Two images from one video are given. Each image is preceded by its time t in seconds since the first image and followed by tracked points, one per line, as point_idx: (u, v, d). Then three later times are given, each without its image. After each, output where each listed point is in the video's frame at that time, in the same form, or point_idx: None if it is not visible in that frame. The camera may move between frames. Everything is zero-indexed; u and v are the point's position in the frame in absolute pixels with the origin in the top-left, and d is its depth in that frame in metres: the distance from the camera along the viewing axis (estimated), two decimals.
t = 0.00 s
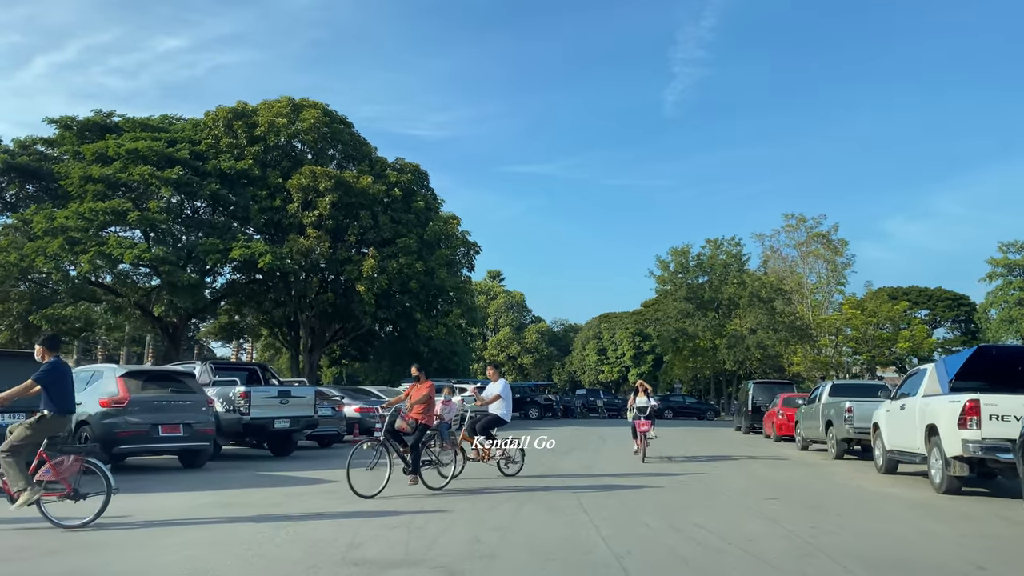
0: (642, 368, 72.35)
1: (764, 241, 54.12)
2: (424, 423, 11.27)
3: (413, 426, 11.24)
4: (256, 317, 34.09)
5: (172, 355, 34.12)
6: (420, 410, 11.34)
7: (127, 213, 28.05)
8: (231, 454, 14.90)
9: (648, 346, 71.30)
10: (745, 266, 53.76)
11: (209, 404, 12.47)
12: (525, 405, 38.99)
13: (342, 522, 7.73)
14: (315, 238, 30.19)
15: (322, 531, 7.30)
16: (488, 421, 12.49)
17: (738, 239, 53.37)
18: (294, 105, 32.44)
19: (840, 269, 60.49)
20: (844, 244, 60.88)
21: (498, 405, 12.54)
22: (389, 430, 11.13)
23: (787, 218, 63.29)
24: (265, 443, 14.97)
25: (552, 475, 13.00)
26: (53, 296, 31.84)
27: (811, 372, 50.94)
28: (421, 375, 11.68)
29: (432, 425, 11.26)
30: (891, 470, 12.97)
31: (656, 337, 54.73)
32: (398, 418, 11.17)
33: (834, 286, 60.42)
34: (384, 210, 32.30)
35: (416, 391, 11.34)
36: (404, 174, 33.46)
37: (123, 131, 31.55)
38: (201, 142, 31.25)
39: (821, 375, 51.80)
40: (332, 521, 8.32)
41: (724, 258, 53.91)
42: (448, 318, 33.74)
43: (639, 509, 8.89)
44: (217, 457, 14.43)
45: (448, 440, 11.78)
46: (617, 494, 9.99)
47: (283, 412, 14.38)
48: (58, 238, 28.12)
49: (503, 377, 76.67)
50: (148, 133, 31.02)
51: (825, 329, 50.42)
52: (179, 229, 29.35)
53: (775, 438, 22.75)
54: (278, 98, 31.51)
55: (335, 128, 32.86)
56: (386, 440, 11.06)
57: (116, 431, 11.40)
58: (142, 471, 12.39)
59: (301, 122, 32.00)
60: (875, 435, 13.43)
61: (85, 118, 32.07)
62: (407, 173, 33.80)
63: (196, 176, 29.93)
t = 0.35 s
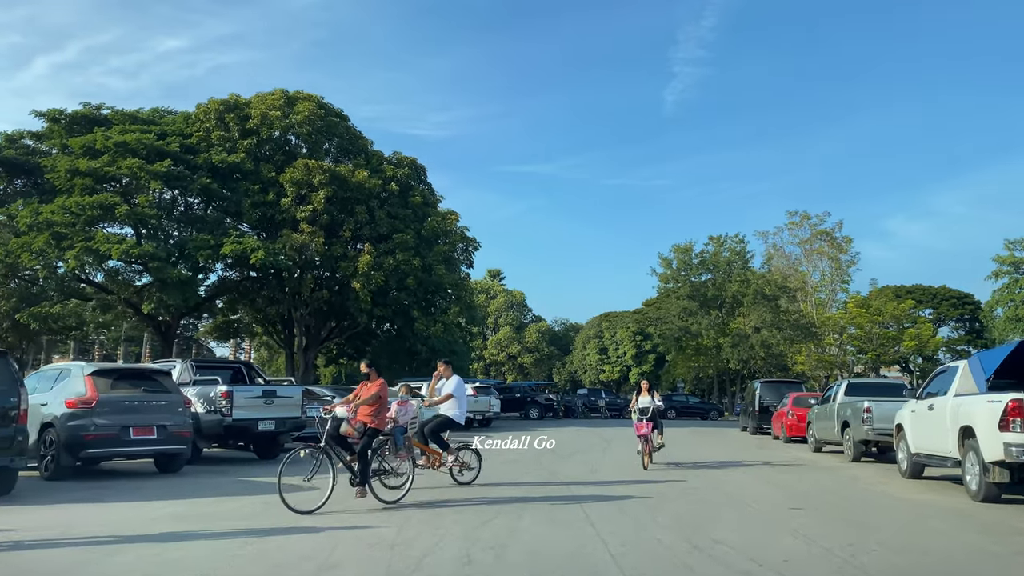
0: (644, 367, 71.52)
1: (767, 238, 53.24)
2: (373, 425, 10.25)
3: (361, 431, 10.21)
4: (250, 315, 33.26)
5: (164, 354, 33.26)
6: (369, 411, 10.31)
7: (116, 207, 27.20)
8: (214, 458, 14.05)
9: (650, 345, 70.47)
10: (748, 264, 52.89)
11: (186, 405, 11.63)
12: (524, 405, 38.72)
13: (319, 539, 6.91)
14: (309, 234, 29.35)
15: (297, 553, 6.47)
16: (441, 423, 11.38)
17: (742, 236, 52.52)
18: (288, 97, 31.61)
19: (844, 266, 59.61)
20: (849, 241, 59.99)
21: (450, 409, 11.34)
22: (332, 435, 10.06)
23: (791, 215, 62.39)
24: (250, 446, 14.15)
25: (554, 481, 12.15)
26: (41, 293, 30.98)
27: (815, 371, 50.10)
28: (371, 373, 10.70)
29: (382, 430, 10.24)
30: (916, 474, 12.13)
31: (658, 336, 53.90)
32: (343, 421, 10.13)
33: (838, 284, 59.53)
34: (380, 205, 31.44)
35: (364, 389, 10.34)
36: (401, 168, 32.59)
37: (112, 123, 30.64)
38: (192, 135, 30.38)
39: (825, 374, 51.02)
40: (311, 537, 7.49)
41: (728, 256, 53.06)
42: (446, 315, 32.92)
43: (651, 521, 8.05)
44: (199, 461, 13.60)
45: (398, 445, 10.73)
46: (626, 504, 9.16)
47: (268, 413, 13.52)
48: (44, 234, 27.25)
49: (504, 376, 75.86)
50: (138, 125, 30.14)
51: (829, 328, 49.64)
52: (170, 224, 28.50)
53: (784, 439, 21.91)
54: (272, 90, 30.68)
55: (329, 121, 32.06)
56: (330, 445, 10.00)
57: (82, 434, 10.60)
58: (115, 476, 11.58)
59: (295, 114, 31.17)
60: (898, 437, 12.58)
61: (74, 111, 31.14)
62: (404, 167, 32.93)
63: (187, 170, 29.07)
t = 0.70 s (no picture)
0: (644, 367, 70.66)
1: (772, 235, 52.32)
2: (301, 431, 9.11)
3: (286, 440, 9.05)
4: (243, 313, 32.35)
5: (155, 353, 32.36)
6: (296, 415, 9.17)
7: (103, 201, 26.30)
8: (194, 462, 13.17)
9: (651, 345, 69.60)
10: (752, 262, 52.00)
11: (158, 406, 10.78)
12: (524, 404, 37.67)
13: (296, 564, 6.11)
14: (302, 229, 28.44)
15: None
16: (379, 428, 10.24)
17: (745, 233, 51.62)
18: (281, 89, 30.76)
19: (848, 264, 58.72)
20: (853, 239, 59.11)
21: (388, 412, 10.18)
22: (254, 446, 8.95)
23: (795, 212, 61.46)
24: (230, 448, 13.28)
25: (559, 488, 11.30)
26: (27, 290, 30.06)
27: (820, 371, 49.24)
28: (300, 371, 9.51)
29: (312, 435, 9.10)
30: (944, 478, 11.34)
31: (660, 335, 53.02)
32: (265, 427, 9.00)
33: (842, 283, 58.66)
34: (376, 199, 30.55)
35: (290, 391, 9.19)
36: (397, 161, 31.70)
37: (101, 116, 29.71)
38: (182, 127, 29.47)
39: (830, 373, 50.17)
40: (288, 558, 6.64)
41: (731, 253, 52.16)
42: (443, 313, 32.05)
43: (670, 537, 7.20)
44: (177, 466, 12.73)
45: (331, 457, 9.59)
46: (640, 516, 8.31)
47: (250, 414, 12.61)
48: (28, 228, 26.33)
49: (503, 376, 74.94)
50: (127, 117, 29.21)
51: (834, 326, 48.78)
52: (159, 219, 27.59)
53: (794, 440, 21.08)
54: (264, 81, 29.78)
55: (324, 113, 31.25)
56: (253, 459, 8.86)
57: (43, 438, 9.75)
58: (83, 484, 10.75)
59: (288, 106, 30.30)
60: (925, 438, 11.77)
61: (61, 103, 30.19)
62: (401, 161, 32.01)
63: (177, 163, 28.13)
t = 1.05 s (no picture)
0: (645, 366, 69.78)
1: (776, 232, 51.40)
2: (193, 438, 7.78)
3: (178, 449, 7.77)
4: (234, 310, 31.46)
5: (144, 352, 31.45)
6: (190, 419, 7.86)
7: (87, 194, 25.40)
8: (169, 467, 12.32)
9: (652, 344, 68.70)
10: (755, 260, 51.11)
11: (123, 407, 9.94)
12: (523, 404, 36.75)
13: None
14: (294, 223, 27.59)
15: None
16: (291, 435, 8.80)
17: (749, 230, 50.73)
18: (273, 80, 29.91)
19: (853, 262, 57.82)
20: (857, 236, 58.19)
21: (306, 415, 8.97)
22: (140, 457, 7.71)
23: (798, 210, 60.53)
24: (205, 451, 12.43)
25: (561, 499, 10.44)
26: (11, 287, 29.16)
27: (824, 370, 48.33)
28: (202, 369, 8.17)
29: (206, 442, 7.75)
30: (979, 484, 10.46)
31: (662, 334, 52.11)
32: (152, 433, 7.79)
33: (846, 281, 57.76)
34: (370, 193, 29.65)
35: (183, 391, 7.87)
36: (393, 154, 30.80)
37: (87, 106, 28.79)
38: (171, 118, 28.55)
39: (834, 372, 49.25)
40: None
41: (735, 250, 51.25)
42: (440, 311, 31.14)
43: (689, 558, 6.33)
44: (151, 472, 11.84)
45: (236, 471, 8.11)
46: (653, 532, 7.44)
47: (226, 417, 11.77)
48: (10, 222, 25.42)
49: (503, 376, 74.08)
50: (114, 108, 28.29)
51: (838, 325, 47.89)
52: (146, 213, 26.69)
53: (806, 442, 20.17)
54: (256, 71, 28.90)
55: (318, 105, 30.41)
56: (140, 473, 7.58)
57: None
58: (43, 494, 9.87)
59: (280, 98, 29.42)
60: (956, 441, 10.88)
61: (47, 95, 29.25)
62: (397, 154, 31.08)
63: (165, 155, 27.18)
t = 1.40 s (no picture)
0: (644, 366, 68.98)
1: (778, 229, 50.59)
2: (29, 449, 6.48)
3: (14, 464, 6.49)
4: (225, 308, 30.62)
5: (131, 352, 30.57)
6: (30, 425, 6.56)
7: (70, 187, 24.50)
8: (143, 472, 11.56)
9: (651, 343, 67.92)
10: (757, 257, 50.30)
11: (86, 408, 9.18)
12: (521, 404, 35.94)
13: None
14: (285, 218, 26.76)
15: None
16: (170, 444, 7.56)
17: (750, 227, 49.89)
18: (264, 71, 29.09)
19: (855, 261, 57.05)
20: (860, 234, 57.38)
21: (189, 419, 7.64)
22: None
23: (799, 207, 59.71)
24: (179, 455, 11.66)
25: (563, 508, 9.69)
26: None
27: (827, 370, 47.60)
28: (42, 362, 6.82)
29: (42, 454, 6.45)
30: (1014, 492, 9.70)
31: (663, 333, 51.27)
32: None
33: (848, 279, 56.99)
34: (363, 187, 28.82)
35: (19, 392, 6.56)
36: (387, 148, 29.98)
37: (71, 98, 27.89)
38: (157, 110, 27.65)
39: (837, 372, 48.49)
40: None
41: (736, 248, 50.37)
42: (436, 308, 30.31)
43: None
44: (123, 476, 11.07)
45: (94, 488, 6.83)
46: (670, 553, 6.69)
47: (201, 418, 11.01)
48: None
49: (501, 376, 73.22)
50: (99, 99, 27.38)
51: (841, 324, 47.11)
52: (133, 207, 25.85)
53: (815, 445, 19.38)
54: (245, 62, 28.04)
55: (310, 97, 29.61)
56: None
57: None
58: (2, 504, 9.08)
59: (270, 89, 28.61)
60: (988, 446, 10.12)
61: (30, 86, 28.30)
62: (391, 147, 30.20)
63: (151, 147, 26.29)
